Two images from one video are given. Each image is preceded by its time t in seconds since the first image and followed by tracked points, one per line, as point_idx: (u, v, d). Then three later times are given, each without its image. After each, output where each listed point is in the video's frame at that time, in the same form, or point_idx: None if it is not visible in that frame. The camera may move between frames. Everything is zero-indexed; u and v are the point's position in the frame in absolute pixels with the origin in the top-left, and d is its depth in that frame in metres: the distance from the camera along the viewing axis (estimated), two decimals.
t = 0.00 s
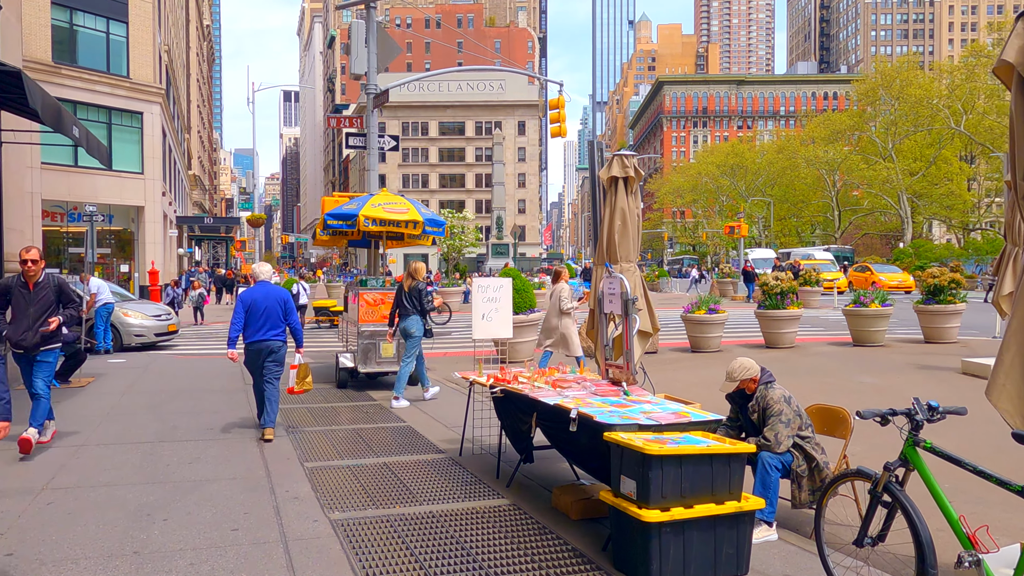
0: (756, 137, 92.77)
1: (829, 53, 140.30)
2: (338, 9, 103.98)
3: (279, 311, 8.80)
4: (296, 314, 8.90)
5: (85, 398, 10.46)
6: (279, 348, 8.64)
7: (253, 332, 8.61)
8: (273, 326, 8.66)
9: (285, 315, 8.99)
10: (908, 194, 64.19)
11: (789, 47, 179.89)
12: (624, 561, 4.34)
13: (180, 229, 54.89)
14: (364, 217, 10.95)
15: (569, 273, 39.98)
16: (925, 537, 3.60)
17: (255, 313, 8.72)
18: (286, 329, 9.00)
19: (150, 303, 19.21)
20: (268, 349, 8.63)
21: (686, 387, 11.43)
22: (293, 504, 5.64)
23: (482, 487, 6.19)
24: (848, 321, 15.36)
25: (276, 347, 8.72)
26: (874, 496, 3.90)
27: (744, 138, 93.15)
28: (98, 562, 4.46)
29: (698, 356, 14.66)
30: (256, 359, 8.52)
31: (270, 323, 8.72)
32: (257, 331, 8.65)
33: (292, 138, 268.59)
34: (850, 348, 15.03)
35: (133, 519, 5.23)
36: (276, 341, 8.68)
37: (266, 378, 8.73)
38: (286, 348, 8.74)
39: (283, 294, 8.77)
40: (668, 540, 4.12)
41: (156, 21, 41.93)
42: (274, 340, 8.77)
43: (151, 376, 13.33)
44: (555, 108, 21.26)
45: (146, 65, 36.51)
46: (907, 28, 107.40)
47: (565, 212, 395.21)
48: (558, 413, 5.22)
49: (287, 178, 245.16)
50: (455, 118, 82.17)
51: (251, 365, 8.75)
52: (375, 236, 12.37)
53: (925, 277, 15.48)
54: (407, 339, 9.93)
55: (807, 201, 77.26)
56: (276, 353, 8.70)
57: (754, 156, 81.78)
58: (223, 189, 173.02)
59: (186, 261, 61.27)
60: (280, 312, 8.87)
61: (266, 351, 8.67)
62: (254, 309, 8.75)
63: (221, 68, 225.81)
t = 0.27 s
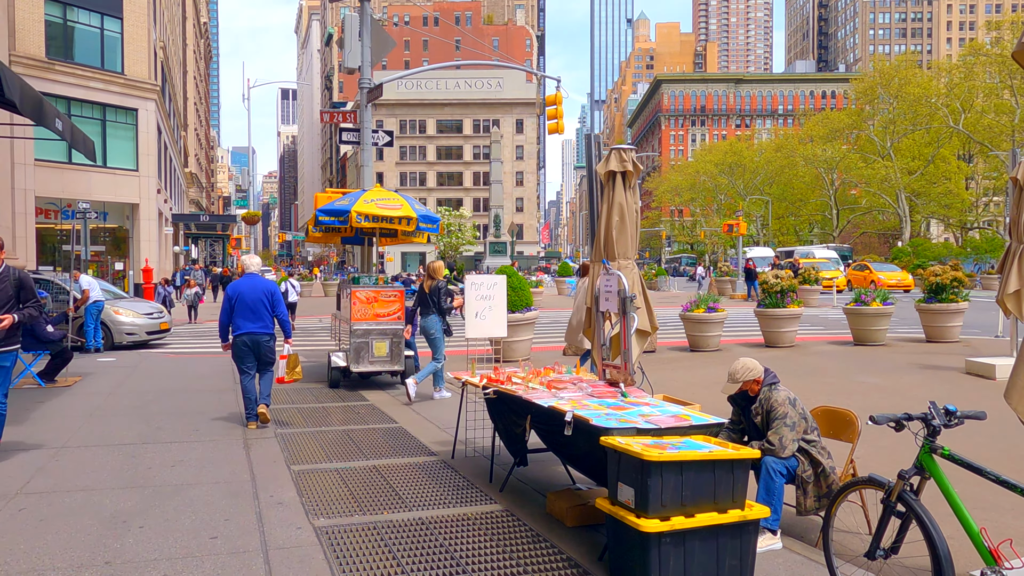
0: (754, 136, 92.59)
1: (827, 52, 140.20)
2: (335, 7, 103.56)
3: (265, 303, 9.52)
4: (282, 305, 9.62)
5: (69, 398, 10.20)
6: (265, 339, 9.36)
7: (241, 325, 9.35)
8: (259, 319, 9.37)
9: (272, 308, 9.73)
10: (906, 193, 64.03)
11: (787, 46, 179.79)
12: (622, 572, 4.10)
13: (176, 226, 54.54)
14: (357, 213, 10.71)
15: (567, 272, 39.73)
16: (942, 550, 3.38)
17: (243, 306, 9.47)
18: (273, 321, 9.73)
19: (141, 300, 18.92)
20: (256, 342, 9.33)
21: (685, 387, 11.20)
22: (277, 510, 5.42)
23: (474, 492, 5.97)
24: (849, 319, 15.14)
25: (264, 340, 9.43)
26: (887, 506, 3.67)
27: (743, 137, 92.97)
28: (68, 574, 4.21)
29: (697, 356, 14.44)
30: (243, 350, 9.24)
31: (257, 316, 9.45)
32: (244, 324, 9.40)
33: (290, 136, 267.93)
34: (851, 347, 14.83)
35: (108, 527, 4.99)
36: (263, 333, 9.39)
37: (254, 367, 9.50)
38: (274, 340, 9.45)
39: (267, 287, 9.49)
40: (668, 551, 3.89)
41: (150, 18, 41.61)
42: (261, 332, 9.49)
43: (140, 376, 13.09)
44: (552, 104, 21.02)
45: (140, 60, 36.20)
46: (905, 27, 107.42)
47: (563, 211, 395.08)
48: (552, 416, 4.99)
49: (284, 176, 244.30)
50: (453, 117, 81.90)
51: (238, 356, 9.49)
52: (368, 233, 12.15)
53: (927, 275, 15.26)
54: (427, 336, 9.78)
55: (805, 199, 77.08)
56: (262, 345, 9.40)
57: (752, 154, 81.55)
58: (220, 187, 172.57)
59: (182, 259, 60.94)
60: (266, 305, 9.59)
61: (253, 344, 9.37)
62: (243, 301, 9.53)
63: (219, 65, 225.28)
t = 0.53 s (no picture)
0: (752, 137, 92.40)
1: (824, 53, 140.10)
2: (333, 7, 103.26)
3: (256, 306, 9.37)
4: (272, 310, 9.54)
5: (52, 400, 9.93)
6: (256, 342, 9.22)
7: (231, 327, 9.16)
8: (249, 322, 9.22)
9: (262, 311, 9.59)
10: (904, 194, 63.92)
11: (785, 47, 179.79)
12: None
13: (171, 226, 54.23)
14: (348, 211, 10.47)
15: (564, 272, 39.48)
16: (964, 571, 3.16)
17: (233, 307, 9.29)
18: (262, 325, 9.57)
19: (132, 300, 18.64)
20: (247, 344, 9.19)
21: (684, 389, 10.98)
22: (258, 520, 5.18)
23: (465, 501, 5.74)
24: (850, 320, 14.92)
25: (254, 342, 9.27)
26: (903, 522, 3.44)
27: (741, 138, 92.82)
28: None
29: (696, 357, 14.22)
30: (234, 353, 9.09)
31: (247, 319, 9.29)
32: (234, 326, 9.21)
33: (287, 136, 267.48)
34: (852, 349, 14.60)
35: (79, 539, 4.75)
36: (254, 335, 9.25)
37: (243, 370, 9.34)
38: (264, 343, 9.31)
39: (259, 290, 9.33)
40: (669, 567, 3.65)
41: (146, 16, 41.31)
42: (252, 334, 9.32)
43: (127, 377, 12.83)
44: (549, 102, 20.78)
45: (135, 59, 35.90)
46: (902, 28, 107.43)
47: (561, 212, 395.02)
48: (546, 421, 4.76)
49: (281, 175, 243.74)
50: (450, 117, 81.70)
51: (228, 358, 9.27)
52: (360, 232, 11.94)
53: (929, 275, 15.04)
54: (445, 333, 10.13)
55: (803, 199, 76.87)
56: (253, 347, 9.24)
57: (750, 155, 81.41)
58: (217, 187, 172.19)
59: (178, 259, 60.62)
60: (256, 308, 9.44)
61: (243, 346, 9.19)
62: (232, 304, 9.33)
63: (216, 65, 224.95)
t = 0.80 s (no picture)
0: (747, 140, 92.43)
1: (820, 56, 140.44)
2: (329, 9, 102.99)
3: (247, 305, 9.23)
4: (263, 309, 9.35)
5: (34, 407, 9.66)
6: (246, 342, 9.03)
7: (221, 326, 9.01)
8: (241, 320, 9.06)
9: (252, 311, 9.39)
10: (900, 197, 63.93)
11: (781, 50, 180.20)
12: None
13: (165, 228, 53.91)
14: (339, 213, 10.24)
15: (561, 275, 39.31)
16: None
17: (224, 306, 9.10)
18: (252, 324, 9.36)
19: (122, 303, 18.36)
20: (237, 343, 9.01)
21: (683, 394, 10.77)
22: (238, 537, 4.93)
23: (457, 515, 5.49)
24: (850, 324, 14.73)
25: (245, 341, 9.09)
26: (923, 545, 3.24)
27: (737, 140, 92.85)
28: None
29: (694, 362, 14.01)
30: (223, 352, 8.92)
31: (237, 316, 9.11)
32: (225, 324, 9.04)
33: (283, 138, 267.04)
34: (851, 354, 14.40)
35: (48, 556, 4.51)
36: (245, 334, 9.06)
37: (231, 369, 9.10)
38: (254, 342, 9.14)
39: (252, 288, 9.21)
40: None
41: (139, 17, 41.01)
42: (242, 333, 9.14)
43: (114, 382, 12.52)
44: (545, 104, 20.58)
45: (128, 60, 35.56)
46: (897, 32, 107.78)
47: (557, 214, 395.27)
48: (542, 434, 4.52)
49: (276, 178, 243.24)
50: (446, 119, 81.51)
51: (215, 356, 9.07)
52: (352, 234, 11.66)
53: (929, 279, 14.86)
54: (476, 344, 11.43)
55: (798, 203, 76.79)
56: (244, 347, 9.06)
57: (746, 158, 81.37)
58: (213, 190, 171.66)
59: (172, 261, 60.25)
60: (246, 308, 9.26)
61: (233, 345, 9.00)
62: (221, 303, 9.13)
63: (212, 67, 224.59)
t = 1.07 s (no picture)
0: (743, 144, 92.51)
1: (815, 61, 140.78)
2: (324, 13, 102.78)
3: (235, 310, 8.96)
4: (252, 314, 9.08)
5: (16, 414, 9.38)
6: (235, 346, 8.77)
7: (209, 331, 8.75)
8: (229, 326, 8.80)
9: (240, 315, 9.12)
10: (895, 201, 63.93)
11: (776, 55, 180.64)
12: None
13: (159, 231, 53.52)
14: (331, 214, 9.99)
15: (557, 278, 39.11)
16: None
17: (212, 313, 8.84)
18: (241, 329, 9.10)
19: (112, 307, 18.07)
20: (225, 348, 8.75)
21: (684, 399, 10.54)
22: (220, 552, 4.67)
23: (452, 528, 5.24)
24: (850, 328, 14.53)
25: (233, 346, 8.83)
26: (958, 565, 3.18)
27: (732, 144, 92.88)
28: None
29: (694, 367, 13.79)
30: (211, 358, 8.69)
31: (225, 323, 8.85)
32: (214, 330, 8.78)
33: (278, 142, 266.60)
34: (852, 358, 14.18)
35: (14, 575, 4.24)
36: (233, 340, 8.81)
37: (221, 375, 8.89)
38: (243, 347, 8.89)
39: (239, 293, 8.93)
40: None
41: (132, 18, 40.70)
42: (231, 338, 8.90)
43: (100, 387, 12.23)
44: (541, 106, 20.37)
45: (121, 62, 35.21)
46: (892, 36, 108.12)
47: (552, 218, 395.42)
48: (541, 444, 4.27)
49: (272, 181, 242.77)
50: (442, 122, 81.32)
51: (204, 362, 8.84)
52: (345, 236, 11.39)
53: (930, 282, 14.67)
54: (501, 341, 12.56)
55: (794, 207, 76.77)
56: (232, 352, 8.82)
57: (741, 162, 81.34)
58: (208, 194, 171.14)
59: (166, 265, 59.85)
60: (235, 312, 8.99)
61: (220, 351, 8.76)
62: (209, 308, 8.87)
63: (207, 70, 224.34)
